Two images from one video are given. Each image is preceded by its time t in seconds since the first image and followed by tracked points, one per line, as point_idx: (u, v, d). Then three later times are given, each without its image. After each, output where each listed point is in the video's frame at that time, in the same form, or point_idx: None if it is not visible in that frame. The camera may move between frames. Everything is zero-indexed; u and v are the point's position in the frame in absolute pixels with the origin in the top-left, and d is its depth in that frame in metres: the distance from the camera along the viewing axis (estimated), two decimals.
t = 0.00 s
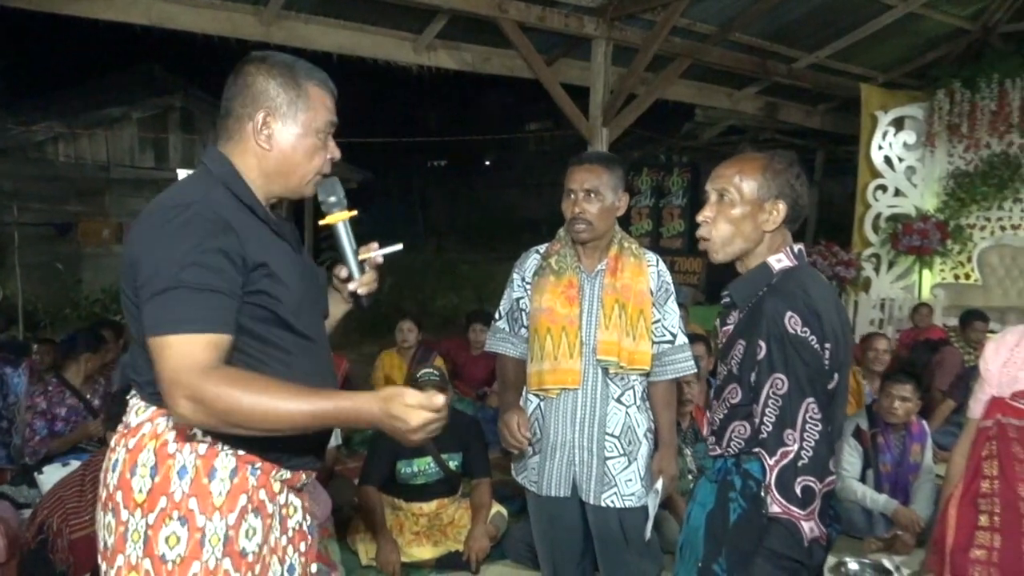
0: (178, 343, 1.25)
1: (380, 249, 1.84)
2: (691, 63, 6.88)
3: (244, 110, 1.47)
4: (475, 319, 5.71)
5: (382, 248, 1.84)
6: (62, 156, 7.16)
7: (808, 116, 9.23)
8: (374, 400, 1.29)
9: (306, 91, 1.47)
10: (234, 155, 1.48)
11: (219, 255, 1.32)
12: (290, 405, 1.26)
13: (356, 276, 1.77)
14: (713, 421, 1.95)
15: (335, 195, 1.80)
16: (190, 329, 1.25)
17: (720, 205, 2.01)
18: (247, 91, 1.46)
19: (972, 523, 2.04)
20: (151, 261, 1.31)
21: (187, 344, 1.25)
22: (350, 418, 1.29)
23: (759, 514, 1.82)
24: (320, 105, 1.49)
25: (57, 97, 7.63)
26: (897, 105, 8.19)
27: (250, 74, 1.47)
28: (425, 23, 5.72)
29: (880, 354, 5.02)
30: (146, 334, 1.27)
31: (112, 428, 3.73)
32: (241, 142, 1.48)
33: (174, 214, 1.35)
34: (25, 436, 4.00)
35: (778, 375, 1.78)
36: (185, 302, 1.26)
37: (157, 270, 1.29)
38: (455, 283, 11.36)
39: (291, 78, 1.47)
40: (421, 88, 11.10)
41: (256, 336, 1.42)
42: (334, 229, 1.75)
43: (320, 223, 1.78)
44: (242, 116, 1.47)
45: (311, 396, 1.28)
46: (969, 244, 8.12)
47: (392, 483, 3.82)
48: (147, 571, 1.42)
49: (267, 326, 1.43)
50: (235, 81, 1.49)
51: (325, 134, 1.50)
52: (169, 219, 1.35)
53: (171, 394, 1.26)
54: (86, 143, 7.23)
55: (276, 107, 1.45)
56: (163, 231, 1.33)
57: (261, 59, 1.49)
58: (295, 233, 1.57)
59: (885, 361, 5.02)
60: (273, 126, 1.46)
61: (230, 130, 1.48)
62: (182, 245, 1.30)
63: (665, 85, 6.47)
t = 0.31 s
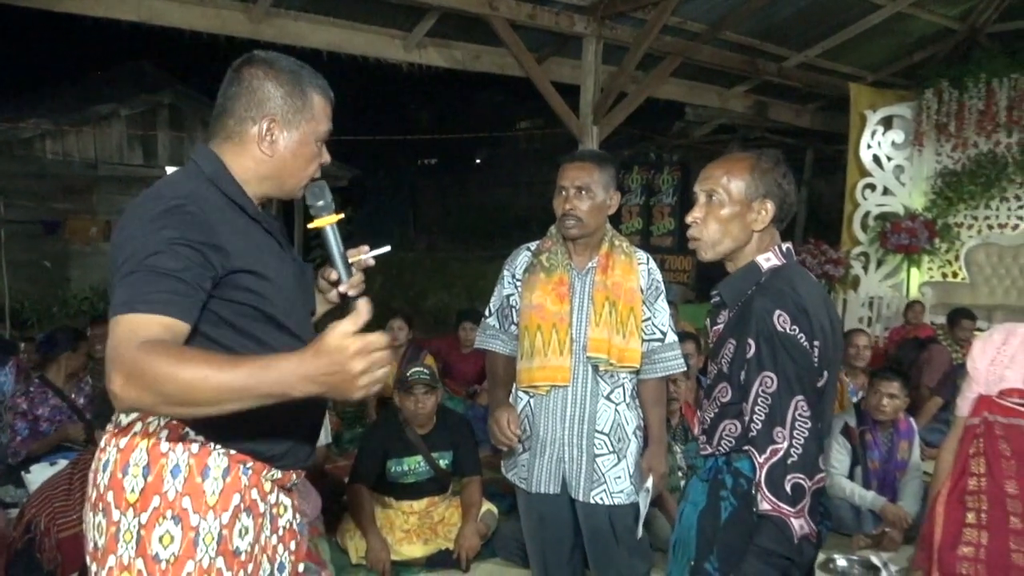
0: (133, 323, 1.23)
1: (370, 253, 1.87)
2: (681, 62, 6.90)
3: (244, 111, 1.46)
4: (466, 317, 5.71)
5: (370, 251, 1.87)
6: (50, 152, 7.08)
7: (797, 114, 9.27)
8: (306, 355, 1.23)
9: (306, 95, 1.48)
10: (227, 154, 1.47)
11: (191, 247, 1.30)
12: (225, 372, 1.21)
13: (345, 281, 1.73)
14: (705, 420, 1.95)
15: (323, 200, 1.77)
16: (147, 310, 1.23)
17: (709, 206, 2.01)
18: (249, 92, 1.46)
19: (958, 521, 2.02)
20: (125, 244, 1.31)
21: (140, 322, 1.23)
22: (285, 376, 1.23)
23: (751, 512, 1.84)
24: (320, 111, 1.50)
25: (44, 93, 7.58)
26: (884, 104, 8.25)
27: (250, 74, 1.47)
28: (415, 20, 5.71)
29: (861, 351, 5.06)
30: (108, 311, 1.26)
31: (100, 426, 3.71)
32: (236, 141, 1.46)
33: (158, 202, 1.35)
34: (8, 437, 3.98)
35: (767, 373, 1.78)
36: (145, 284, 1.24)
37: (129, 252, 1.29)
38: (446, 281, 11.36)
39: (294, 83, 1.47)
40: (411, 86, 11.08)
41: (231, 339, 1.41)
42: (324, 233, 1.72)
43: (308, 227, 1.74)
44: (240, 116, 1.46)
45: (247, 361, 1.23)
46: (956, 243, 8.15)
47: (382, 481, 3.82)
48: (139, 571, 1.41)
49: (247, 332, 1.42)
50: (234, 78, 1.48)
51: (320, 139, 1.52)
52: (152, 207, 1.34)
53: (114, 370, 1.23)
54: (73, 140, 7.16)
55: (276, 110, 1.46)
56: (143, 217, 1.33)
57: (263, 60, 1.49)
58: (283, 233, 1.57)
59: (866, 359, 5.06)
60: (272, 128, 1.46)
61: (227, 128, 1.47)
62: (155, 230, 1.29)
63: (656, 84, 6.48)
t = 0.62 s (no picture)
0: (110, 320, 1.22)
1: (363, 243, 1.88)
2: (673, 60, 6.92)
3: (238, 109, 1.45)
4: (459, 316, 5.72)
5: (363, 242, 1.88)
6: (40, 150, 7.07)
7: (789, 113, 9.30)
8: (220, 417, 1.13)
9: (300, 94, 1.49)
10: (217, 150, 1.47)
11: (176, 244, 1.30)
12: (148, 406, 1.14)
13: (337, 271, 1.77)
14: (697, 417, 1.96)
15: (313, 193, 1.78)
16: (125, 306, 1.22)
17: (701, 207, 2.01)
18: (243, 90, 1.45)
19: (947, 518, 2.03)
20: (111, 237, 1.31)
21: (113, 321, 1.22)
22: (194, 439, 1.13)
23: (741, 507, 1.85)
24: (312, 111, 1.51)
25: (35, 91, 7.56)
26: (876, 104, 8.28)
27: (242, 72, 1.46)
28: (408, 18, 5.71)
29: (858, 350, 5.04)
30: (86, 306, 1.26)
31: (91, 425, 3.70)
32: (228, 139, 1.46)
33: (147, 197, 1.35)
34: None
35: (759, 370, 1.79)
36: (122, 282, 1.24)
37: (113, 246, 1.29)
38: (439, 280, 11.37)
39: (284, 79, 1.48)
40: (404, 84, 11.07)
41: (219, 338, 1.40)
42: (314, 226, 1.75)
43: (299, 220, 1.76)
44: (233, 114, 1.45)
45: (173, 407, 1.14)
46: (947, 241, 8.18)
47: (375, 479, 3.82)
48: (137, 573, 1.41)
49: (239, 330, 1.42)
50: (224, 76, 1.47)
51: (310, 136, 1.52)
52: (141, 201, 1.35)
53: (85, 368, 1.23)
54: (64, 139, 7.14)
55: (269, 109, 1.46)
56: (130, 211, 1.33)
57: (255, 57, 1.49)
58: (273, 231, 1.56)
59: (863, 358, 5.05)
60: (265, 127, 1.46)
61: (219, 126, 1.46)
62: (138, 227, 1.29)
63: (648, 83, 6.49)
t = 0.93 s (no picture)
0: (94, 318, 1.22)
1: (352, 245, 1.88)
2: (664, 59, 6.93)
3: (227, 107, 1.45)
4: (450, 314, 5.73)
5: (353, 244, 1.88)
6: (28, 149, 6.93)
7: (778, 112, 9.33)
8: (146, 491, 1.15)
9: (289, 94, 1.49)
10: (206, 148, 1.47)
11: (162, 243, 1.30)
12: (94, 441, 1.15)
13: (326, 273, 1.78)
14: (686, 413, 1.98)
15: (303, 193, 1.75)
16: (109, 305, 1.23)
17: (690, 207, 2.03)
18: (232, 88, 1.45)
19: (933, 513, 1.99)
20: (97, 232, 1.30)
21: (94, 321, 1.22)
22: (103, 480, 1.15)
23: (728, 503, 1.86)
24: (301, 110, 1.52)
25: (22, 90, 7.50)
26: (865, 103, 8.33)
27: (232, 70, 1.46)
28: (397, 17, 5.70)
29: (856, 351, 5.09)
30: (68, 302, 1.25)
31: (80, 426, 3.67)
32: (218, 137, 1.46)
33: (134, 193, 1.35)
34: None
35: (747, 366, 1.79)
36: (105, 281, 1.24)
37: (98, 241, 1.28)
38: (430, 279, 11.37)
39: (273, 77, 1.48)
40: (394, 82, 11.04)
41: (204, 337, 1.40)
42: (303, 226, 1.74)
43: (286, 220, 1.74)
44: (223, 112, 1.45)
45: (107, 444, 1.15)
46: (935, 240, 8.23)
47: (366, 478, 3.83)
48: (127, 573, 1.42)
49: (226, 330, 1.42)
50: (213, 73, 1.47)
51: (300, 135, 1.53)
52: (127, 198, 1.34)
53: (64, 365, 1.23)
54: (52, 138, 7.01)
55: (259, 108, 1.46)
56: (116, 207, 1.32)
57: (243, 55, 1.48)
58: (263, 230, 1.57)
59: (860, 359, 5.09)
60: (255, 126, 1.46)
61: (208, 124, 1.46)
62: (124, 225, 1.28)
63: (638, 82, 6.51)
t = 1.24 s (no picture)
0: (95, 328, 1.24)
1: (340, 239, 1.88)
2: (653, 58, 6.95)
3: (210, 103, 1.45)
4: (441, 313, 5.73)
5: (340, 238, 1.88)
6: (15, 148, 6.89)
7: (768, 111, 9.36)
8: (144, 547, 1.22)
9: (272, 88, 1.49)
10: (191, 146, 1.46)
11: (157, 245, 1.30)
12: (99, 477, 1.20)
13: (315, 268, 1.77)
14: (673, 409, 1.99)
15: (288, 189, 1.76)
16: (108, 310, 1.23)
17: (677, 208, 2.04)
18: (214, 84, 1.45)
19: (920, 510, 1.78)
20: (90, 236, 1.30)
21: (97, 333, 1.24)
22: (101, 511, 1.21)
23: (714, 498, 1.87)
24: (285, 104, 1.51)
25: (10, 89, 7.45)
26: (853, 102, 8.40)
27: (213, 66, 1.46)
28: (387, 16, 5.69)
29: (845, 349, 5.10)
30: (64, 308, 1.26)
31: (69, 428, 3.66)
32: (202, 134, 1.46)
33: (126, 194, 1.35)
34: None
35: (731, 360, 1.80)
36: (104, 287, 1.24)
37: (92, 244, 1.28)
38: (420, 279, 11.37)
39: (256, 72, 1.48)
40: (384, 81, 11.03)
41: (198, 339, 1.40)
42: (289, 223, 1.70)
43: (273, 217, 1.73)
44: (206, 108, 1.45)
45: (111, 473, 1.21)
46: (923, 238, 8.26)
47: (356, 478, 3.82)
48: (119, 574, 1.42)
49: (218, 330, 1.42)
50: (194, 70, 1.47)
51: (283, 129, 1.52)
52: (120, 198, 1.34)
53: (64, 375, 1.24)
54: (39, 138, 6.97)
55: (242, 102, 1.46)
56: (110, 210, 1.32)
57: (224, 51, 1.48)
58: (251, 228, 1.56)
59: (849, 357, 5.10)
60: (239, 120, 1.46)
61: (192, 121, 1.46)
62: (120, 228, 1.28)
63: (628, 81, 6.52)
